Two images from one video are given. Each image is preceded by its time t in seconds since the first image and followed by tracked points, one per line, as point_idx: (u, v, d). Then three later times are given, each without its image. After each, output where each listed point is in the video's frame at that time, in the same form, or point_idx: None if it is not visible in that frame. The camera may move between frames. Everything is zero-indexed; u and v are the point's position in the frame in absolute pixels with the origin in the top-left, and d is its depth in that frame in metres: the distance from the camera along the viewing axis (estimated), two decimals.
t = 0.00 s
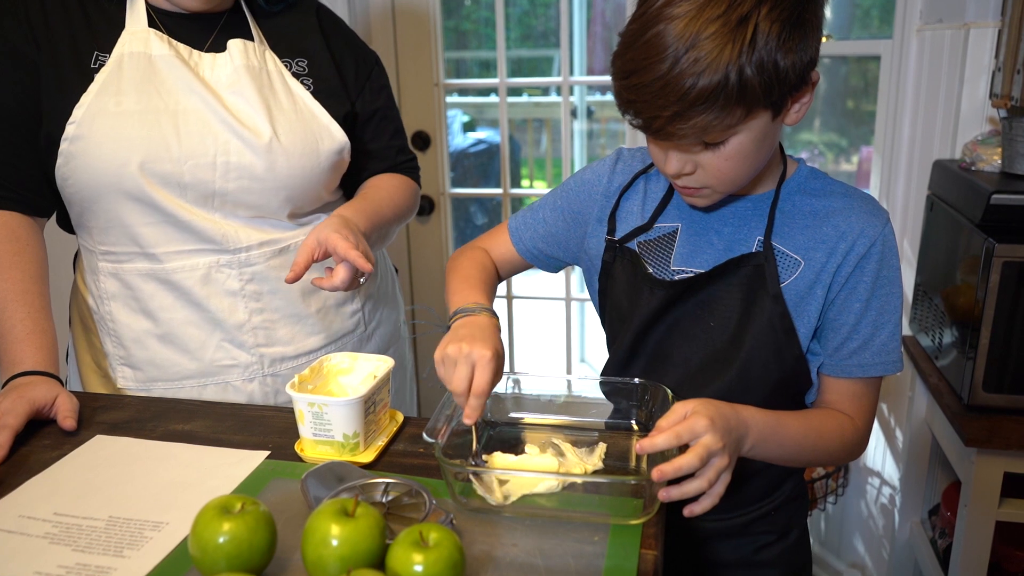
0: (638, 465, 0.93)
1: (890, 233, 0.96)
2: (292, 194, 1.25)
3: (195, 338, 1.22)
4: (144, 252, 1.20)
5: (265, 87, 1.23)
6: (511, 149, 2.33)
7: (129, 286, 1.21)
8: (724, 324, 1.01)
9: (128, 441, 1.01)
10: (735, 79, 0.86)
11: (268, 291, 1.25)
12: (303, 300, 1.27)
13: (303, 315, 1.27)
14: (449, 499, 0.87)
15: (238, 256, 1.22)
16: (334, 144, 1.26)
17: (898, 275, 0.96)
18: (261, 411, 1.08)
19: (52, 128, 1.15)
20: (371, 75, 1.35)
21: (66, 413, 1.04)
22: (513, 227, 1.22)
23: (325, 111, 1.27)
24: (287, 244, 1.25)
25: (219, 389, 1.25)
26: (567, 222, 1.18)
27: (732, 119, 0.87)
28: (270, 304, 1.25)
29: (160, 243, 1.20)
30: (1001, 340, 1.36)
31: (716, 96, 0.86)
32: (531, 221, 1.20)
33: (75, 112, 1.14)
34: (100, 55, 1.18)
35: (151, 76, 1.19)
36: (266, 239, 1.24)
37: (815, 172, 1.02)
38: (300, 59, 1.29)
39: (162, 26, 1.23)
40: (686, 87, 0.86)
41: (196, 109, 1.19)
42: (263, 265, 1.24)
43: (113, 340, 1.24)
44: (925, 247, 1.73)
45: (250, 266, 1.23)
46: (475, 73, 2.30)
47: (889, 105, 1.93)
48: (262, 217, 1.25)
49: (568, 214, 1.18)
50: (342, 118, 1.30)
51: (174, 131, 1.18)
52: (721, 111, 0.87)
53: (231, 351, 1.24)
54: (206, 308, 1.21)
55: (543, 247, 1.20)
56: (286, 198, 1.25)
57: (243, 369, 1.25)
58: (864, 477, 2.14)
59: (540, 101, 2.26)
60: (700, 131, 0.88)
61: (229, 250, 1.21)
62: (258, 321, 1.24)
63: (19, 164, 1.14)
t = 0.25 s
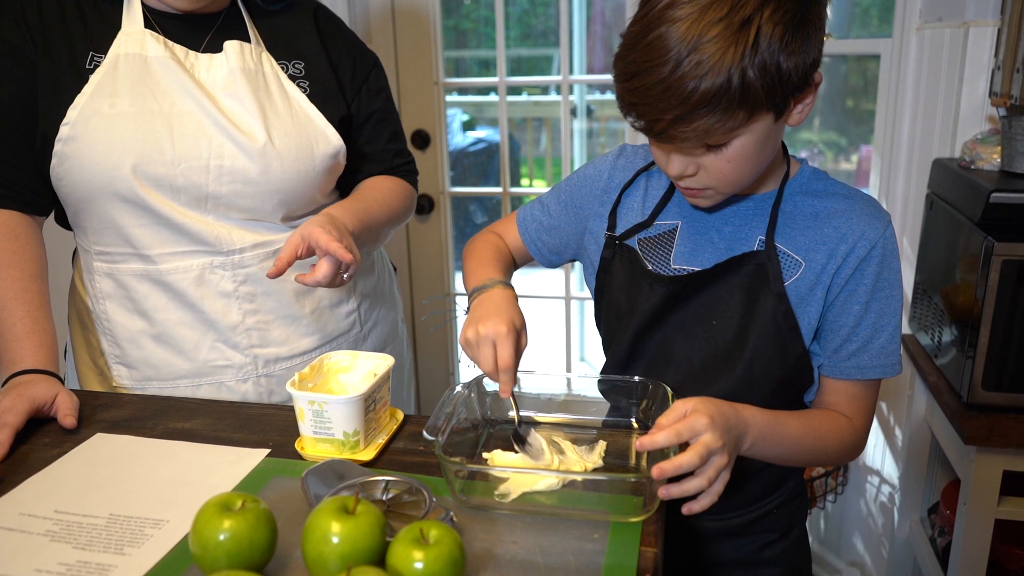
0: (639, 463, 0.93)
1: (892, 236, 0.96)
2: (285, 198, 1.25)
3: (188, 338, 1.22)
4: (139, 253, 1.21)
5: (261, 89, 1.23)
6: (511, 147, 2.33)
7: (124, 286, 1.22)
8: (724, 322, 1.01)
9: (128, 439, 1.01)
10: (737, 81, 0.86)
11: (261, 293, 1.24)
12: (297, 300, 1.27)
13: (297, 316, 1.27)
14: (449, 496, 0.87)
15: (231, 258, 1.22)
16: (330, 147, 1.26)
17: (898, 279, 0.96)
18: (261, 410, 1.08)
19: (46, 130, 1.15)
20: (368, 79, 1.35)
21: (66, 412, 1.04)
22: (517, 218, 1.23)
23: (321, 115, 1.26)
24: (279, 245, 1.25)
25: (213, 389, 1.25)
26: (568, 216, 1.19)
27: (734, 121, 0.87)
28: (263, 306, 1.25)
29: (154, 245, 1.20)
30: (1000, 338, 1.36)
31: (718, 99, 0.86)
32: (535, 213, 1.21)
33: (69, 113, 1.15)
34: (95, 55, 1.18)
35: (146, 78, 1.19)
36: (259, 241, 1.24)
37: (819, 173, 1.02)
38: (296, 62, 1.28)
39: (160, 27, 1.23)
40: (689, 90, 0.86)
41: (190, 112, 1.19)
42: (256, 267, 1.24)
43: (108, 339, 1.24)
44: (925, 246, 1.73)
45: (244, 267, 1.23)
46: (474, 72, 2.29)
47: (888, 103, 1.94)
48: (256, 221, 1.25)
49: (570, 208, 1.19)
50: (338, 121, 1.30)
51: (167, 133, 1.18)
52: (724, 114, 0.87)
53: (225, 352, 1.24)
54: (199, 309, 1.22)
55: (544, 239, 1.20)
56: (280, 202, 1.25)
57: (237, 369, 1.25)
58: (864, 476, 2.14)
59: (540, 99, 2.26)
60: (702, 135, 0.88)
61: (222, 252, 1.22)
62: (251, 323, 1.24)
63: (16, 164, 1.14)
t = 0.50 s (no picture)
0: (639, 460, 0.93)
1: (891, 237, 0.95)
2: (274, 202, 1.25)
3: (175, 339, 1.23)
4: (127, 253, 1.22)
5: (252, 92, 1.23)
6: (511, 146, 2.33)
7: (113, 285, 1.23)
8: (724, 320, 1.01)
9: (128, 436, 1.01)
10: (734, 82, 0.86)
11: (249, 296, 1.24)
12: (285, 304, 1.26)
13: (285, 320, 1.26)
14: (449, 492, 0.87)
15: (218, 261, 1.22)
16: (322, 151, 1.25)
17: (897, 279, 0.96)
18: (262, 407, 1.08)
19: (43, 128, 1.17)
20: (367, 80, 1.33)
21: (67, 409, 1.04)
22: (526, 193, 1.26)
23: (314, 118, 1.25)
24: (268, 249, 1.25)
25: (200, 389, 1.26)
26: (573, 198, 1.21)
27: (731, 121, 0.88)
28: (250, 309, 1.25)
29: (141, 247, 1.21)
30: (1000, 336, 1.37)
31: (714, 98, 0.86)
32: (542, 188, 1.23)
33: (60, 112, 1.16)
34: (89, 55, 1.19)
35: (139, 78, 1.19)
36: (246, 244, 1.23)
37: (821, 172, 1.02)
38: (291, 64, 1.28)
39: (155, 27, 1.23)
40: (685, 90, 0.87)
41: (179, 114, 1.20)
42: (243, 270, 1.23)
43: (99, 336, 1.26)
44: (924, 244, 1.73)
45: (230, 271, 1.23)
46: (474, 71, 2.30)
47: (888, 101, 1.94)
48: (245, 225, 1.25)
49: (575, 190, 1.20)
50: (332, 125, 1.29)
51: (156, 135, 1.19)
52: (720, 114, 0.87)
53: (211, 354, 1.25)
54: (186, 310, 1.22)
55: (546, 218, 1.23)
56: (268, 206, 1.25)
57: (223, 371, 1.25)
58: (863, 474, 2.14)
59: (540, 98, 2.26)
60: (699, 134, 0.88)
61: (208, 254, 1.22)
62: (238, 325, 1.24)
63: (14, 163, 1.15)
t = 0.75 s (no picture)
0: (639, 457, 0.94)
1: (893, 234, 0.96)
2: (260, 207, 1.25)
3: (163, 340, 1.26)
4: (116, 255, 1.24)
5: (240, 96, 1.21)
6: (511, 145, 2.33)
7: (106, 285, 1.26)
8: (724, 317, 1.02)
9: (131, 433, 1.02)
10: (734, 81, 0.86)
11: (234, 301, 1.24)
12: (273, 308, 1.26)
13: (273, 324, 1.27)
14: (451, 489, 0.88)
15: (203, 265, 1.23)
16: (311, 154, 1.24)
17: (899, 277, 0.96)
18: (264, 404, 1.09)
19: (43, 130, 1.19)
20: (362, 79, 1.29)
21: (70, 406, 1.04)
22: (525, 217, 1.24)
23: (304, 122, 1.23)
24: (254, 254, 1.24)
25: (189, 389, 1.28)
26: (578, 215, 1.19)
27: (730, 120, 0.88)
28: (236, 313, 1.25)
29: (129, 250, 1.23)
30: (998, 334, 1.37)
31: (714, 97, 0.87)
32: (542, 214, 1.22)
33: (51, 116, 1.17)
34: (81, 59, 1.19)
35: (128, 81, 1.19)
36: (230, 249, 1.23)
37: (824, 171, 1.02)
38: (283, 64, 1.25)
39: (149, 31, 1.23)
40: (685, 89, 0.87)
41: (164, 118, 1.19)
42: (229, 274, 1.23)
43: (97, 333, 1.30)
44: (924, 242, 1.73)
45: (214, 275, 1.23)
46: (474, 70, 2.30)
47: (887, 100, 1.94)
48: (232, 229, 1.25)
49: (580, 207, 1.19)
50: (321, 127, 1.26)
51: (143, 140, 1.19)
52: (720, 113, 0.87)
53: (198, 356, 1.26)
54: (172, 313, 1.24)
55: (554, 238, 1.21)
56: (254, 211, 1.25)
57: (210, 374, 1.27)
58: (863, 472, 2.15)
59: (540, 97, 2.26)
60: (699, 133, 0.89)
61: (193, 259, 1.22)
62: (223, 330, 1.25)
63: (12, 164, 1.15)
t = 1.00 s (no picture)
0: (638, 455, 0.94)
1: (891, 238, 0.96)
2: (253, 211, 1.24)
3: (159, 339, 1.26)
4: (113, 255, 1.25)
5: (231, 99, 1.19)
6: (510, 144, 2.33)
7: (104, 284, 1.27)
8: (724, 315, 1.02)
9: (132, 431, 1.02)
10: (733, 79, 0.86)
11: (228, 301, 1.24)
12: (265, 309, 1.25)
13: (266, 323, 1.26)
14: (450, 487, 0.88)
15: (196, 265, 1.23)
16: (302, 159, 1.21)
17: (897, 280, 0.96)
18: (264, 402, 1.09)
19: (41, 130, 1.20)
20: (351, 82, 1.23)
21: (70, 404, 1.05)
22: (530, 185, 1.27)
23: (295, 126, 1.21)
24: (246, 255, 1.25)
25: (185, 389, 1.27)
26: (577, 192, 1.22)
27: (729, 117, 0.88)
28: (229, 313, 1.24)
29: (125, 250, 1.24)
30: (997, 332, 1.37)
31: (713, 95, 0.87)
32: (547, 179, 1.25)
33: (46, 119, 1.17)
34: (75, 61, 1.19)
35: (122, 84, 1.18)
36: (224, 251, 1.24)
37: (824, 171, 1.03)
38: (276, 65, 1.22)
39: (143, 34, 1.21)
40: (684, 86, 0.87)
41: (155, 121, 1.19)
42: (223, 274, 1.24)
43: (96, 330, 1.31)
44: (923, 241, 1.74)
45: (207, 275, 1.24)
46: (473, 69, 2.30)
47: (887, 98, 1.95)
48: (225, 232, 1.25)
49: (580, 184, 1.21)
50: (314, 132, 1.23)
51: (135, 143, 1.19)
52: (719, 110, 0.87)
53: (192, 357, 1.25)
54: (166, 313, 1.24)
55: (551, 210, 1.24)
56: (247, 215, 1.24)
57: (205, 374, 1.25)
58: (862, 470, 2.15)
59: (540, 96, 2.27)
60: (698, 131, 0.89)
61: (187, 259, 1.23)
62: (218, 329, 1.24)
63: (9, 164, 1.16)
